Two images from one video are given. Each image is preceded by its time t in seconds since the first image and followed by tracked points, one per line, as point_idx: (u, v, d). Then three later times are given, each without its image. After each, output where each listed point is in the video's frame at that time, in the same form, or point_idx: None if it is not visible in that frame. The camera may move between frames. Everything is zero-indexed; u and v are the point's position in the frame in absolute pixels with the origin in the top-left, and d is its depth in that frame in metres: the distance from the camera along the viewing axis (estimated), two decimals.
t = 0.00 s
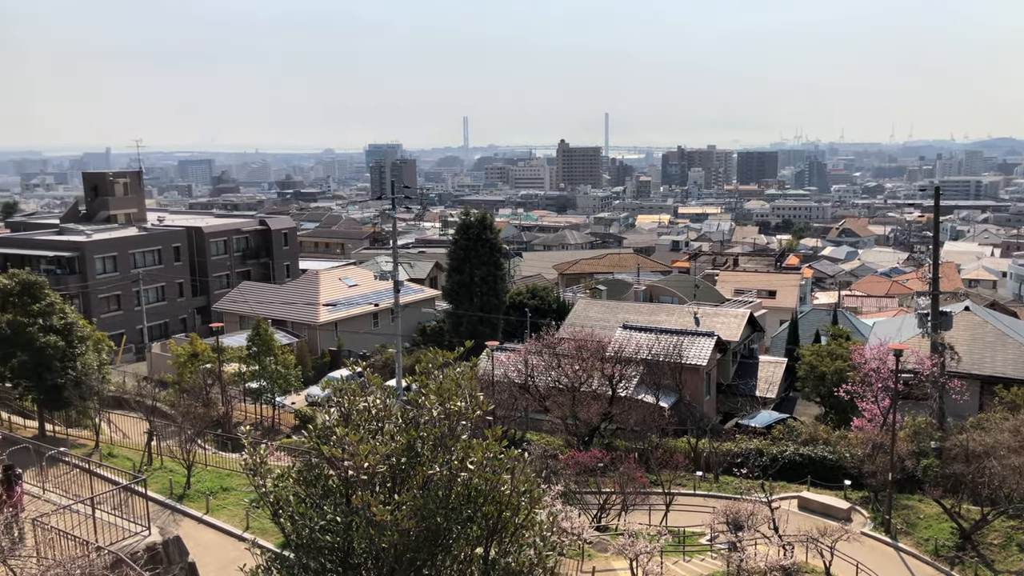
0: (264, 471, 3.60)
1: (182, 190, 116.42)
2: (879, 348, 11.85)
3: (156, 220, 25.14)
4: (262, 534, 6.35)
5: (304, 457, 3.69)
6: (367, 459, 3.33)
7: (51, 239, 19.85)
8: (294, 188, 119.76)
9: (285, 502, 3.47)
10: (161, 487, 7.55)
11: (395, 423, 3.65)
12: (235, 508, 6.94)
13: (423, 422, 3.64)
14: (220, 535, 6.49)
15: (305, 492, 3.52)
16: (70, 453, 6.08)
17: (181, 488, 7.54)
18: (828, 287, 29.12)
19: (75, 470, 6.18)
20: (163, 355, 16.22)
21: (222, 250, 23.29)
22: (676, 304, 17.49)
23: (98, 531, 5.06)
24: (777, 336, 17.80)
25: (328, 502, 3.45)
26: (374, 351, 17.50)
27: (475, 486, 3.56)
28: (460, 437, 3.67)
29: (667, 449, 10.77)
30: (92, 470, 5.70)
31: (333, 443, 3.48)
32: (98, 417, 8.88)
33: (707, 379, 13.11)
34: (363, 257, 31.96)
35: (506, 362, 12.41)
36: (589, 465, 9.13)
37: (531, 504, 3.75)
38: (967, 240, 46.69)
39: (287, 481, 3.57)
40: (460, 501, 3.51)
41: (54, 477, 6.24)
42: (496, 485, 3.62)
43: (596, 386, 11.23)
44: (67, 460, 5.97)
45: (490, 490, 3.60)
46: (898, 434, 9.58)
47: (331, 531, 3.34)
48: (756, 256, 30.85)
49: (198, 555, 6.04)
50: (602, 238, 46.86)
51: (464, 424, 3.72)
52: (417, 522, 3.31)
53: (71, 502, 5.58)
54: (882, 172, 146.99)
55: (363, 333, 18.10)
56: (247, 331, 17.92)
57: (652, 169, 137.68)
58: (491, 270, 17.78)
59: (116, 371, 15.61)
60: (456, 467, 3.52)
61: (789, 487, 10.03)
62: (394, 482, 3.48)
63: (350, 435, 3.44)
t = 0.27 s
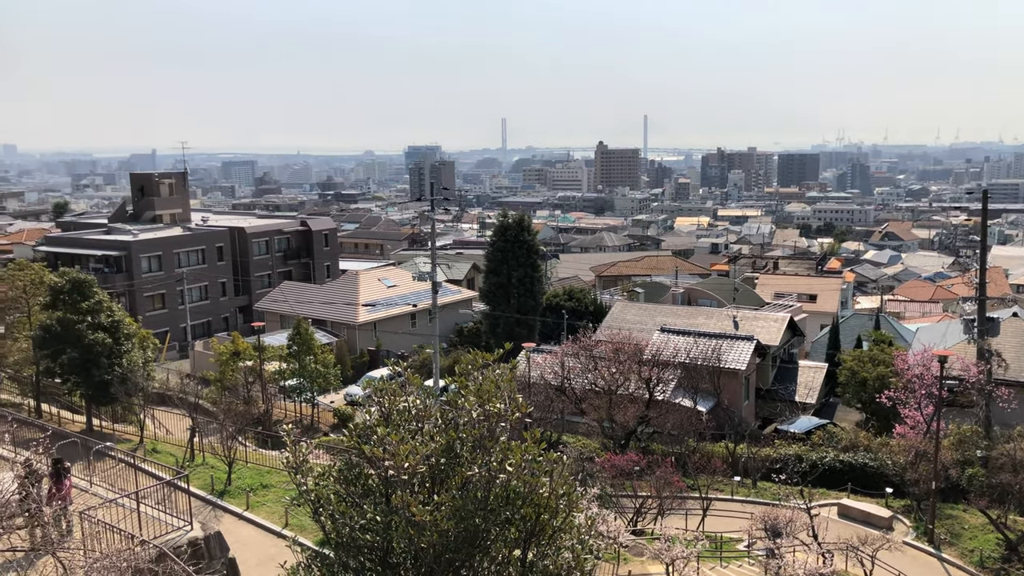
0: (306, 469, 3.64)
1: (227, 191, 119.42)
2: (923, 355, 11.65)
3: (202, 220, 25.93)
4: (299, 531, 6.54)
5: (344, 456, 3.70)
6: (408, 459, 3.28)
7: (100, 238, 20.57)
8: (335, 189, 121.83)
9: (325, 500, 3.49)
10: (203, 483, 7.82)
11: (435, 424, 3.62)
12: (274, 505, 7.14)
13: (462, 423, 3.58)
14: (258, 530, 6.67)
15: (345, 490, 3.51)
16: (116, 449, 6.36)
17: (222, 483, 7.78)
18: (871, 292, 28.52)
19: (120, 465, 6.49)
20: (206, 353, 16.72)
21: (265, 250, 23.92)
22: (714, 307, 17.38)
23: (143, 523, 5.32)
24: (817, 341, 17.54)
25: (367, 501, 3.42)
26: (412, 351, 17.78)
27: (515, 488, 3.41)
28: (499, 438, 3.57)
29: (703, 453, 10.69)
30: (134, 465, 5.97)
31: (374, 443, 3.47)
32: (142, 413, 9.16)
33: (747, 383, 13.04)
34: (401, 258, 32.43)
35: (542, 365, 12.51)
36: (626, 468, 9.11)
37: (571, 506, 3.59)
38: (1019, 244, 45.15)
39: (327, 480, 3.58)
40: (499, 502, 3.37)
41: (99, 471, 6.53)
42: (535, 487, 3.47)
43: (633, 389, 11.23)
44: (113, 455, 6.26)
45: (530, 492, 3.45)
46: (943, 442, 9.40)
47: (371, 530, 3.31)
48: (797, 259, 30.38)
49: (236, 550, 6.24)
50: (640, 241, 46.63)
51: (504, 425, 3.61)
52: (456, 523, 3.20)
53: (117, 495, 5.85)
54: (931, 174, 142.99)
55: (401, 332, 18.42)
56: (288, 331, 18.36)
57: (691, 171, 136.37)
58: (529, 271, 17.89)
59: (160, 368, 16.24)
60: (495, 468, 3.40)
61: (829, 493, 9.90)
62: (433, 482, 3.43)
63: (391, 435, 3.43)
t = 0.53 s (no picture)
0: (349, 471, 3.67)
1: (268, 192, 121.91)
2: (970, 362, 11.39)
3: (245, 221, 26.60)
4: (337, 530, 6.73)
5: (386, 456, 3.71)
6: (450, 462, 3.21)
7: (147, 238, 21.25)
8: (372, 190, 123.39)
9: (368, 501, 3.50)
10: (243, 480, 8.06)
11: (476, 426, 3.57)
12: (312, 503, 7.35)
13: (504, 426, 3.51)
14: (298, 528, 6.86)
15: (387, 492, 3.52)
16: (160, 448, 6.64)
17: (262, 481, 8.01)
18: (916, 296, 27.85)
19: (164, 461, 6.74)
20: (247, 352, 17.18)
21: (305, 250, 24.44)
22: (753, 311, 17.20)
23: (186, 520, 5.54)
24: (860, 346, 17.23)
25: (410, 503, 3.44)
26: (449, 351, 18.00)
27: (556, 492, 3.30)
28: (541, 442, 3.47)
29: (743, 459, 10.73)
30: (178, 463, 6.16)
31: (417, 444, 3.44)
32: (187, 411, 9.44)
33: (787, 388, 12.91)
34: (438, 259, 32.79)
35: (580, 368, 12.59)
36: (663, 473, 9.15)
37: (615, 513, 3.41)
38: None
39: (370, 480, 3.60)
40: (540, 506, 3.26)
41: (144, 468, 6.84)
42: (577, 492, 3.34)
43: (671, 393, 11.24)
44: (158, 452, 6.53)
45: (571, 497, 3.33)
46: (990, 452, 9.20)
47: (413, 532, 3.32)
48: (839, 262, 29.81)
49: (278, 547, 6.45)
50: (677, 243, 46.22)
51: (547, 429, 3.53)
52: (497, 527, 3.10)
53: (161, 491, 6.07)
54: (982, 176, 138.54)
55: (438, 333, 18.67)
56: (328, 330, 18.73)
57: (730, 173, 134.52)
58: (566, 273, 17.96)
59: (204, 366, 16.74)
60: (537, 471, 3.28)
61: (872, 501, 9.75)
62: (474, 485, 3.33)
63: (433, 437, 3.38)
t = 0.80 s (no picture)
0: (389, 473, 3.76)
1: (302, 195, 123.79)
2: (1011, 369, 11.17)
3: (280, 223, 27.15)
4: (370, 531, 6.88)
5: (426, 460, 3.80)
6: (493, 467, 3.20)
7: (185, 239, 21.82)
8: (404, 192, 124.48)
9: (408, 504, 3.58)
10: (277, 480, 8.30)
11: (517, 431, 3.58)
12: (344, 504, 7.54)
13: (544, 431, 3.50)
14: (331, 528, 7.05)
15: (426, 495, 3.59)
16: (196, 446, 6.89)
17: (296, 481, 8.24)
18: (955, 302, 27.27)
19: (199, 460, 6.95)
20: (282, 352, 17.57)
21: (339, 252, 24.85)
22: (787, 315, 17.04)
23: (222, 519, 5.67)
24: (896, 351, 16.94)
25: (449, 506, 3.50)
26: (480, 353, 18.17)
27: (597, 498, 3.33)
28: (583, 448, 3.48)
29: (777, 465, 10.57)
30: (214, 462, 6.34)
31: (459, 448, 3.48)
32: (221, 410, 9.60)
33: (821, 394, 12.79)
34: (469, 261, 33.04)
35: (611, 370, 12.58)
36: (697, 478, 9.02)
37: (655, 521, 3.47)
38: None
39: (409, 483, 3.66)
40: (582, 512, 3.31)
41: (179, 466, 7.12)
42: (618, 499, 3.36)
43: (704, 398, 11.18)
44: (193, 451, 6.75)
45: (613, 502, 3.35)
46: None
47: (453, 536, 3.38)
48: (875, 267, 29.30)
49: (311, 546, 6.67)
50: (709, 246, 45.83)
51: (589, 435, 3.50)
52: (539, 532, 3.18)
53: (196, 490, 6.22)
54: None
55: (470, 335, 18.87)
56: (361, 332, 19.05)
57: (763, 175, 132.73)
58: (598, 276, 17.97)
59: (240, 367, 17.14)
60: (579, 478, 3.31)
61: (910, 509, 9.61)
62: (516, 491, 3.37)
63: (475, 442, 3.41)
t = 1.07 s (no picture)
0: (433, 479, 3.72)
1: (332, 199, 125.41)
2: None
3: (311, 226, 27.58)
4: (400, 534, 7.00)
5: (468, 468, 3.75)
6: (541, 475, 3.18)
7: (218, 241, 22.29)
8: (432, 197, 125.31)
9: (452, 511, 3.53)
10: (310, 481, 8.46)
11: (562, 438, 3.50)
12: (374, 507, 7.68)
13: (590, 438, 3.42)
14: (361, 529, 7.20)
15: (469, 502, 3.55)
16: (229, 446, 7.15)
17: (327, 483, 8.39)
18: (992, 308, 26.66)
19: (232, 461, 7.19)
20: (313, 354, 17.85)
21: (369, 255, 25.18)
22: (819, 321, 16.82)
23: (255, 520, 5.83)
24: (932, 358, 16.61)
25: (493, 514, 3.42)
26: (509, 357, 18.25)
27: (644, 508, 3.23)
28: (630, 456, 3.39)
29: (810, 472, 10.45)
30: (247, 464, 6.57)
31: (505, 454, 3.45)
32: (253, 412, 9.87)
33: (855, 401, 12.62)
34: (497, 265, 33.22)
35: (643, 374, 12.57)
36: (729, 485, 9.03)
37: (703, 532, 3.34)
38: None
39: (453, 490, 3.61)
40: (629, 522, 3.20)
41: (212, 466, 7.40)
42: (666, 508, 3.26)
43: (736, 404, 11.12)
44: (227, 452, 6.99)
45: (661, 512, 3.25)
46: None
47: (497, 544, 3.30)
48: (909, 272, 28.77)
49: (342, 547, 6.80)
50: (739, 250, 45.38)
51: (637, 443, 3.41)
52: (586, 542, 3.11)
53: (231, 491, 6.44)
54: None
55: (498, 338, 18.93)
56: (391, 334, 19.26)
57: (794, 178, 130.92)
58: (627, 280, 17.92)
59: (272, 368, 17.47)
60: (627, 487, 3.22)
61: (948, 519, 9.45)
62: (561, 500, 3.30)
63: (522, 449, 3.38)
